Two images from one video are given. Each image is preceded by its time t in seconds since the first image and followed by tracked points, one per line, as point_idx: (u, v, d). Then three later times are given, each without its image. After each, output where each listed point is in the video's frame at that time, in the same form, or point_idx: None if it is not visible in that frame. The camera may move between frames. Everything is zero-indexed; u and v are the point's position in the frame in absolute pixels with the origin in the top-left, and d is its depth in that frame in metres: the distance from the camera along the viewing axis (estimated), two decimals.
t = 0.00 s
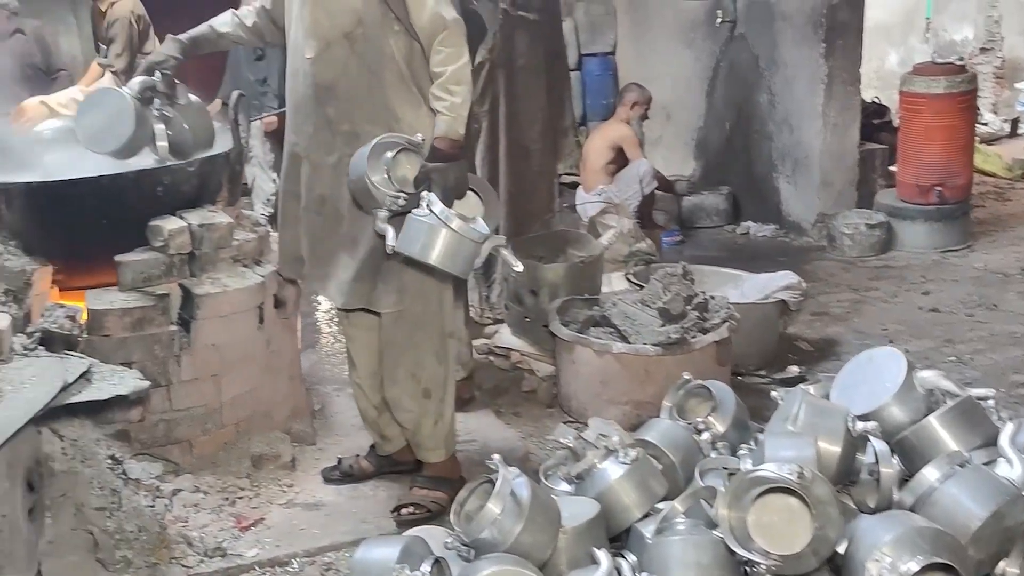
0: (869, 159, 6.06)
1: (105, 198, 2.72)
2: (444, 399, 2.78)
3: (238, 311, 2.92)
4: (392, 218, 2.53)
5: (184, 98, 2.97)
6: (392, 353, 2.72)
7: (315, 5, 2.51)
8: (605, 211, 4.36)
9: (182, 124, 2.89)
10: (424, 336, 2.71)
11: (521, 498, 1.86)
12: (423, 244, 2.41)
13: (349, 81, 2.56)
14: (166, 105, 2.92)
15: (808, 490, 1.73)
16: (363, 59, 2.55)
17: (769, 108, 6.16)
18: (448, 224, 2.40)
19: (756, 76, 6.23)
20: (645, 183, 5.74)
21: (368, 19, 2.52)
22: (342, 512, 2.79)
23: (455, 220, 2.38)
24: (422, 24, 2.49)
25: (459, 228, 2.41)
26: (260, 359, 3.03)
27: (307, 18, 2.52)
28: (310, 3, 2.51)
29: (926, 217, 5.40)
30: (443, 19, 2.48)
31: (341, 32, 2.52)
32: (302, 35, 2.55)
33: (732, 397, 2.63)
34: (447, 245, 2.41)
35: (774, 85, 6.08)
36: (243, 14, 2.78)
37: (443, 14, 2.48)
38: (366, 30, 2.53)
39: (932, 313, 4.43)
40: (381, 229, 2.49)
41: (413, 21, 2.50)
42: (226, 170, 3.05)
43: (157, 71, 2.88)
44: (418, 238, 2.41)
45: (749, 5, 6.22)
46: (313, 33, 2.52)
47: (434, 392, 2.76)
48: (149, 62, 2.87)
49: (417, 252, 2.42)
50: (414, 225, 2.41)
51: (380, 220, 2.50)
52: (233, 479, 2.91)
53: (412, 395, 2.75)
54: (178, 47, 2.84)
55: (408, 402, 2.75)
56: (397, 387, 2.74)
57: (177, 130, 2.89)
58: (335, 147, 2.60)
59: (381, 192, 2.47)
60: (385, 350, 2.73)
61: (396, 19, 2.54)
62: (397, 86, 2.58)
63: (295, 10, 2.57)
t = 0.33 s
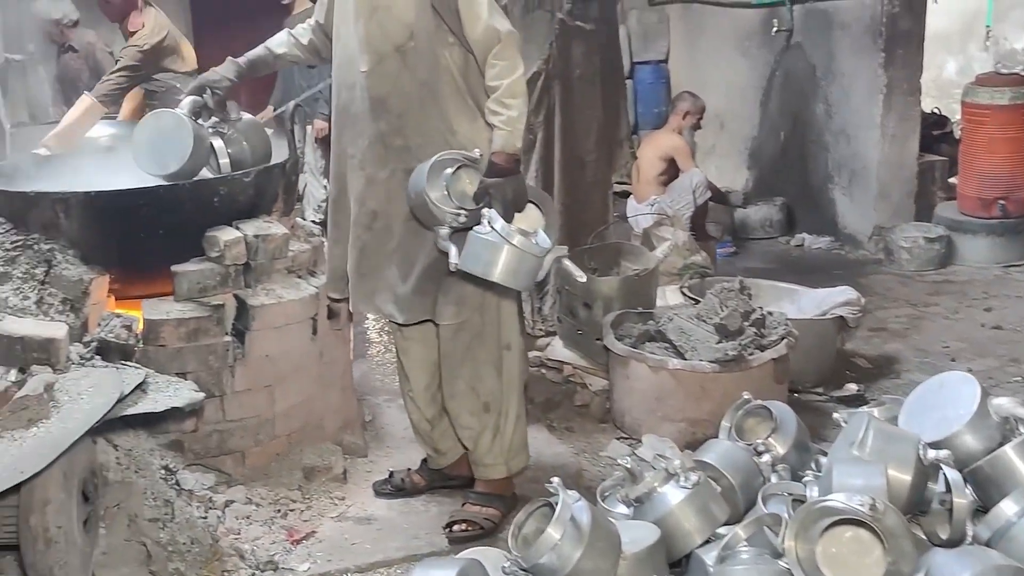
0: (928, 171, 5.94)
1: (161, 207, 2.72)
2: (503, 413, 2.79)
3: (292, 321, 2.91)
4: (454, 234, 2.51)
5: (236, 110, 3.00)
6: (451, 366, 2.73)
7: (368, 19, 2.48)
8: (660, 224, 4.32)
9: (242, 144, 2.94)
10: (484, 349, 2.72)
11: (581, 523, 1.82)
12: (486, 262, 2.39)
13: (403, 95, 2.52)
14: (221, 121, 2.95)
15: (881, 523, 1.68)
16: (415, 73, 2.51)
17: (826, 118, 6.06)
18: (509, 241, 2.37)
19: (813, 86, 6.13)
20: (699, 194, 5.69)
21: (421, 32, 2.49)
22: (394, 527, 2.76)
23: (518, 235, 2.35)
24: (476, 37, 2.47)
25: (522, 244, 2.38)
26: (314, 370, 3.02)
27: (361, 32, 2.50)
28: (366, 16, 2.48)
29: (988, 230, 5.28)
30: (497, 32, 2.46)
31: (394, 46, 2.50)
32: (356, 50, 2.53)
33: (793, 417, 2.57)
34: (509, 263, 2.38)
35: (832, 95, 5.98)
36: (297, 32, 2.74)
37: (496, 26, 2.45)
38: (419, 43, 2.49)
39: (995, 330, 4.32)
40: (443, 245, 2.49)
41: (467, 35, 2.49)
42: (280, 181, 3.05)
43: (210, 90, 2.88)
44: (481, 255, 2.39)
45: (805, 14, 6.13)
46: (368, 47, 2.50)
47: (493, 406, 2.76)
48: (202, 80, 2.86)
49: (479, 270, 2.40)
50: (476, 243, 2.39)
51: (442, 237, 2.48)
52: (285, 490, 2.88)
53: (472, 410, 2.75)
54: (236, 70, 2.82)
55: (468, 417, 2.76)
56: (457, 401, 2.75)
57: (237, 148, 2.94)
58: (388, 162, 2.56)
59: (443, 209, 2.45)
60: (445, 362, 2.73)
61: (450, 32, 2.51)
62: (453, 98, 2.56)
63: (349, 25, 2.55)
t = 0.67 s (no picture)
0: (979, 185, 5.83)
1: (206, 219, 2.70)
2: (553, 426, 2.72)
3: (336, 335, 2.88)
4: (511, 249, 2.49)
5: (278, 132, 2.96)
6: (497, 383, 2.68)
7: (417, 33, 2.46)
8: (706, 237, 4.27)
9: (285, 168, 2.91)
10: (530, 365, 2.67)
11: (636, 554, 1.77)
12: (549, 278, 2.35)
13: (450, 109, 2.48)
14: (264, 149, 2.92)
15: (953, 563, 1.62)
16: (462, 87, 2.48)
17: (873, 131, 6.06)
18: (573, 254, 2.33)
19: (860, 98, 6.12)
20: (745, 207, 5.61)
21: (471, 45, 2.46)
22: (438, 547, 2.72)
23: (581, 249, 2.31)
24: (526, 49, 2.41)
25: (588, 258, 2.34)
26: (357, 384, 2.99)
27: (408, 46, 2.47)
28: (413, 32, 2.46)
29: None
30: (547, 43, 2.40)
31: (444, 59, 2.46)
32: (403, 65, 2.50)
33: (849, 442, 2.50)
34: (572, 277, 2.35)
35: (880, 106, 5.97)
36: (335, 63, 2.73)
37: (545, 38, 2.39)
38: (468, 56, 2.46)
39: None
40: (500, 262, 2.48)
41: (516, 46, 2.42)
42: (326, 193, 3.03)
43: (248, 121, 2.82)
44: (545, 270, 2.35)
45: (853, 25, 6.09)
46: (415, 61, 2.47)
47: (539, 424, 2.70)
48: (242, 111, 2.81)
49: (543, 285, 2.37)
50: (539, 259, 2.36)
51: (498, 253, 2.46)
52: (327, 506, 2.85)
53: (516, 428, 2.70)
54: (277, 106, 2.77)
55: (513, 435, 2.70)
56: (502, 418, 2.70)
57: (280, 174, 2.90)
58: (434, 178, 2.52)
59: (504, 226, 2.41)
60: (489, 379, 2.69)
61: (498, 44, 2.48)
62: (501, 112, 2.52)
63: (397, 39, 2.53)
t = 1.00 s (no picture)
0: None
1: (248, 237, 2.67)
2: (594, 452, 2.68)
3: (378, 355, 2.84)
4: (561, 268, 2.44)
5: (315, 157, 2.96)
6: (540, 406, 2.62)
7: (460, 53, 2.40)
8: (750, 257, 4.20)
9: (324, 192, 2.93)
10: (574, 388, 2.61)
11: None
12: (602, 296, 2.30)
13: (493, 128, 2.42)
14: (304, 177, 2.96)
15: None
16: (508, 105, 2.41)
17: (918, 147, 5.96)
18: (626, 270, 2.28)
19: (905, 114, 6.02)
20: (786, 222, 5.56)
21: (515, 62, 2.39)
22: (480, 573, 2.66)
23: (636, 265, 2.26)
24: (572, 66, 2.36)
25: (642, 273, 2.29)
26: (398, 405, 2.95)
27: (451, 66, 2.42)
28: (455, 54, 2.41)
29: None
30: (593, 58, 2.34)
31: (487, 77, 2.40)
32: (446, 84, 2.44)
33: (905, 473, 2.42)
34: (626, 295, 2.29)
35: (925, 123, 5.88)
36: (368, 91, 2.71)
37: (592, 53, 2.34)
38: (513, 73, 2.39)
39: None
40: (551, 280, 2.42)
41: (562, 63, 2.37)
42: (368, 212, 3.00)
43: (282, 152, 2.81)
44: (598, 288, 2.30)
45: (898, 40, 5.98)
46: (458, 81, 2.41)
47: (583, 447, 2.65)
48: (275, 143, 2.81)
49: (596, 303, 2.31)
50: (592, 277, 2.30)
51: (549, 272, 2.42)
52: (367, 529, 2.80)
53: (561, 452, 2.64)
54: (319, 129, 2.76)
55: (556, 459, 2.65)
56: (545, 441, 2.64)
57: (320, 198, 2.93)
58: (476, 199, 2.46)
59: (556, 245, 2.37)
60: (534, 403, 2.63)
61: (544, 61, 2.45)
62: (547, 131, 2.47)
63: (439, 58, 2.47)
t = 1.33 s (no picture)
0: None
1: (284, 259, 2.65)
2: (630, 481, 2.62)
3: (412, 380, 2.80)
4: (594, 290, 2.38)
5: (349, 191, 2.98)
6: (576, 433, 2.57)
7: (494, 76, 2.36)
8: (786, 278, 4.14)
9: (355, 219, 2.90)
10: (609, 414, 2.57)
11: None
12: (635, 319, 2.24)
13: (528, 152, 2.37)
14: (337, 211, 2.94)
15: None
16: (543, 127, 2.36)
17: (955, 167, 5.88)
18: (659, 293, 2.22)
19: (941, 134, 5.95)
20: (819, 243, 5.53)
21: (551, 84, 2.34)
22: None
23: (669, 287, 2.20)
24: (608, 88, 2.30)
25: (675, 299, 2.23)
26: (431, 430, 2.91)
27: (486, 90, 2.37)
28: (488, 77, 2.36)
29: None
30: (629, 79, 2.28)
31: (522, 100, 2.35)
32: (481, 108, 2.40)
33: (952, 508, 2.33)
34: (659, 319, 2.23)
35: (962, 142, 5.80)
36: (397, 121, 2.71)
37: (628, 74, 2.28)
38: (548, 96, 2.34)
39: None
40: (582, 302, 2.36)
41: (598, 85, 2.32)
42: (403, 233, 2.97)
43: (313, 187, 2.83)
44: (630, 310, 2.24)
45: (934, 58, 5.92)
46: (492, 104, 2.36)
47: (619, 474, 2.60)
48: (305, 178, 2.83)
49: (628, 326, 2.25)
50: (624, 299, 2.25)
51: (581, 294, 2.35)
52: (399, 555, 2.75)
53: (596, 478, 2.59)
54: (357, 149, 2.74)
55: (591, 486, 2.60)
56: (580, 468, 2.59)
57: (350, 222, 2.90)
58: (511, 223, 2.41)
59: (589, 266, 2.31)
60: (568, 429, 2.59)
61: (580, 83, 2.40)
62: (583, 154, 2.42)
63: (473, 82, 2.43)
